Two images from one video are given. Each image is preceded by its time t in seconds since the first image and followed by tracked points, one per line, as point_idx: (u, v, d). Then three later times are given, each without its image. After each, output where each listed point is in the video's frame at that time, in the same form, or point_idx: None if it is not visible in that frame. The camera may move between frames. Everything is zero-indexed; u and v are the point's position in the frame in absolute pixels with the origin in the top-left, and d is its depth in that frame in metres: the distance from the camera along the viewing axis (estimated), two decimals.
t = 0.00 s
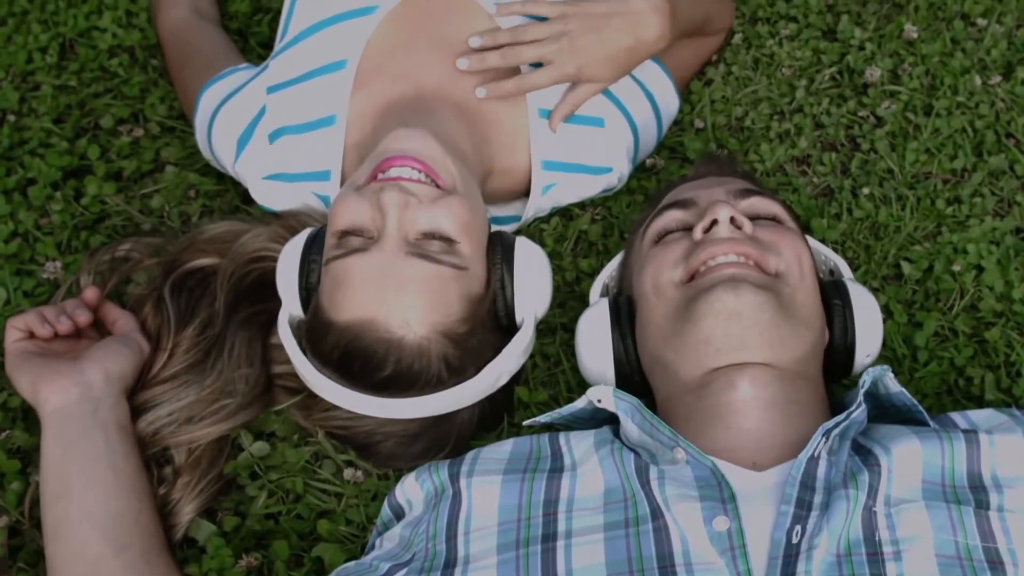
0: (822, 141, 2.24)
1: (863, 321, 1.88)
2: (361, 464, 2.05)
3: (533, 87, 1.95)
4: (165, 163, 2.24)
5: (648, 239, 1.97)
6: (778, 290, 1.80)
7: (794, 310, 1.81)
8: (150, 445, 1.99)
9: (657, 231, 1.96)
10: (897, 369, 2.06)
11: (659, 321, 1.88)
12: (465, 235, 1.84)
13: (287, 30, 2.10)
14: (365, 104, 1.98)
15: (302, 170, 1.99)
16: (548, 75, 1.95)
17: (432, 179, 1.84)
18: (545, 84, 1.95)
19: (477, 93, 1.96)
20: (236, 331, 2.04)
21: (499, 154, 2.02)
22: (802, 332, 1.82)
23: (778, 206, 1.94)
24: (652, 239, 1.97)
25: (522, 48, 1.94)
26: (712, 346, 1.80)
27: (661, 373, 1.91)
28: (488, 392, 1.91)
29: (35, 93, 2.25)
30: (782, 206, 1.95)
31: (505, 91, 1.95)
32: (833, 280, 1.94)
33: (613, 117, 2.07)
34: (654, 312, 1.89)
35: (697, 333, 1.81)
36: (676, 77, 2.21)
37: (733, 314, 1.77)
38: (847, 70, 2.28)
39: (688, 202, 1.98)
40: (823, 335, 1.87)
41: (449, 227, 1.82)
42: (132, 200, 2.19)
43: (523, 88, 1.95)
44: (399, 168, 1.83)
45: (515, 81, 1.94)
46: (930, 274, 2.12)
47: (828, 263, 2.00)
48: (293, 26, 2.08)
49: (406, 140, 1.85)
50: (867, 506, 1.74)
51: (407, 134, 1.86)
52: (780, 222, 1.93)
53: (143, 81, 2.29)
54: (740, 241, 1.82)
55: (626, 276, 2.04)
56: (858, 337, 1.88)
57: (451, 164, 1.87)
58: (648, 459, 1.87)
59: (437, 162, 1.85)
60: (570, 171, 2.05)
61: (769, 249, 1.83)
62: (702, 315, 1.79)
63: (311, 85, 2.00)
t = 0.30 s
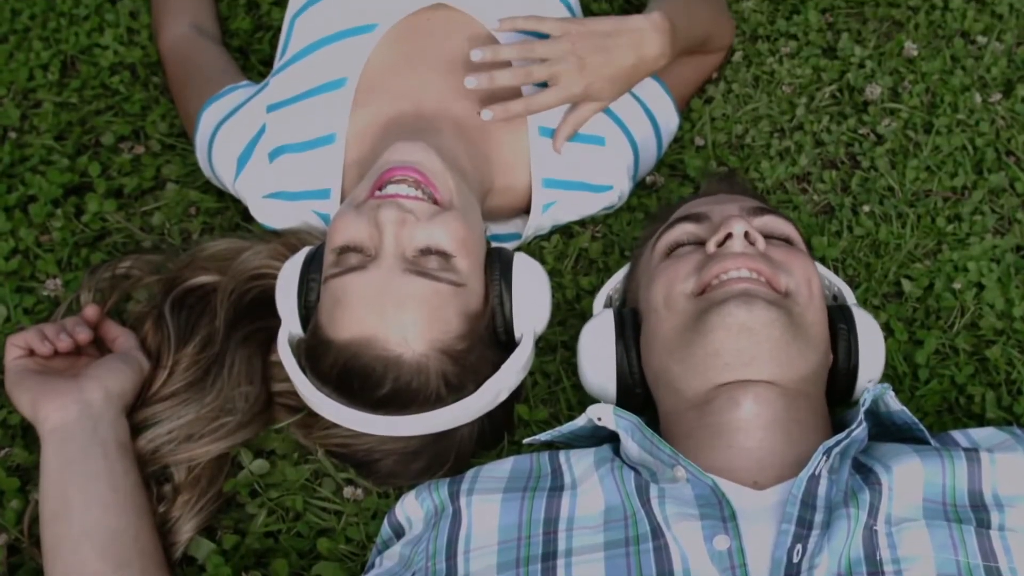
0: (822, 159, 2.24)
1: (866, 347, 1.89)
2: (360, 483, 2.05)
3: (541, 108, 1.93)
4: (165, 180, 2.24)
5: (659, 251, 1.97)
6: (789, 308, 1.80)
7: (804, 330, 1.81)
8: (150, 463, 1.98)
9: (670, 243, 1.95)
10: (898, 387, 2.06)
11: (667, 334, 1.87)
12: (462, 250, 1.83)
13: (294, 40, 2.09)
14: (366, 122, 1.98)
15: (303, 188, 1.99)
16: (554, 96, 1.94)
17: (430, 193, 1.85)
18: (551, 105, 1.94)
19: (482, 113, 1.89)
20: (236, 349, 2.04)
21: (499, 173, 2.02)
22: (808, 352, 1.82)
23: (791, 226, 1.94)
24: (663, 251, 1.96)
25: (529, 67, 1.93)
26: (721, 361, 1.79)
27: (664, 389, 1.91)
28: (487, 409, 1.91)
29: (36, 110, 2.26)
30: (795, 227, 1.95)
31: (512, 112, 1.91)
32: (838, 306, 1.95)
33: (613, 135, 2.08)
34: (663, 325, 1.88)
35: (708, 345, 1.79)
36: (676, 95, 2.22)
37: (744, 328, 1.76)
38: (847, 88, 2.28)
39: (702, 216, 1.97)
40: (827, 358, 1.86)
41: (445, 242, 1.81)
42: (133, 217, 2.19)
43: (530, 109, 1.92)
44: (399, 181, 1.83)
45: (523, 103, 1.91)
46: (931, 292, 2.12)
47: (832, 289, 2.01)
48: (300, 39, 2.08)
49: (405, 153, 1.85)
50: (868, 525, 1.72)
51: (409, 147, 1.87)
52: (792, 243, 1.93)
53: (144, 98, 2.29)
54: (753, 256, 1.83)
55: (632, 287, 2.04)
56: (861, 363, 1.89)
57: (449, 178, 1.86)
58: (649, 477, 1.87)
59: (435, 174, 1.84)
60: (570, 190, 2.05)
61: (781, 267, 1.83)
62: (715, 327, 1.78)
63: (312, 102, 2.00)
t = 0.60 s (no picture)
0: (822, 175, 2.24)
1: (866, 368, 1.88)
2: (360, 499, 2.06)
3: (538, 123, 1.93)
4: (166, 196, 2.24)
5: (656, 267, 1.97)
6: (785, 323, 1.80)
7: (801, 345, 1.81)
8: (148, 479, 1.98)
9: (666, 261, 1.95)
10: (898, 404, 2.06)
11: (665, 351, 1.86)
12: (471, 268, 1.83)
13: (296, 55, 2.09)
14: (366, 138, 1.98)
15: (303, 204, 1.99)
16: (550, 113, 1.94)
17: (436, 212, 1.84)
18: (547, 121, 1.94)
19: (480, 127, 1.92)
20: (236, 364, 2.03)
21: (500, 190, 2.02)
22: (806, 367, 1.82)
23: (786, 241, 1.94)
24: (660, 269, 1.96)
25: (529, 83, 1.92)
26: (719, 377, 1.79)
27: (664, 406, 1.90)
28: (494, 426, 1.90)
29: (36, 125, 2.26)
30: (791, 242, 1.95)
31: (508, 126, 1.92)
32: (837, 320, 1.94)
33: (613, 152, 2.08)
34: (661, 342, 1.88)
35: (705, 362, 1.79)
36: (676, 111, 2.22)
37: (741, 344, 1.76)
38: (847, 104, 2.28)
39: (698, 233, 1.97)
40: (825, 372, 1.86)
41: (454, 260, 1.81)
42: (132, 233, 2.20)
43: (528, 124, 1.93)
44: (405, 201, 1.82)
45: (520, 116, 1.92)
46: (931, 308, 2.13)
47: (831, 303, 2.01)
48: (301, 54, 2.08)
49: (409, 173, 1.85)
50: (868, 542, 1.72)
51: (415, 167, 1.86)
52: (788, 258, 1.93)
53: (144, 113, 2.29)
54: (749, 271, 1.83)
55: (630, 305, 2.04)
56: (859, 378, 1.89)
57: (455, 199, 1.86)
58: (648, 493, 1.86)
59: (441, 196, 1.84)
60: (570, 207, 2.05)
61: (777, 282, 1.83)
62: (710, 343, 1.78)
63: (312, 118, 2.00)
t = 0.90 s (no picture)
0: (822, 191, 2.25)
1: (869, 384, 1.87)
2: (359, 515, 2.07)
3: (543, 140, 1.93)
4: (166, 211, 2.24)
5: (647, 288, 1.96)
6: (776, 338, 1.78)
7: (793, 360, 1.79)
8: (147, 495, 1.97)
9: (656, 281, 1.95)
10: (899, 420, 2.07)
11: (660, 371, 1.86)
12: (465, 283, 1.82)
13: (295, 72, 2.10)
14: (366, 154, 1.98)
15: (303, 219, 1.99)
16: (555, 129, 1.94)
17: (432, 229, 1.83)
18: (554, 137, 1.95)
19: (483, 145, 1.90)
20: (235, 381, 2.03)
21: (500, 207, 2.02)
22: (801, 381, 1.80)
23: (777, 254, 1.93)
24: (651, 289, 1.96)
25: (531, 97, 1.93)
26: (712, 397, 1.78)
27: (661, 422, 1.89)
28: (491, 441, 1.90)
29: (37, 141, 2.26)
30: (782, 255, 1.94)
31: (514, 143, 1.90)
32: (833, 330, 1.93)
33: (615, 169, 2.08)
34: (655, 362, 1.88)
35: (698, 381, 1.78)
36: (676, 127, 2.22)
37: (732, 362, 1.75)
38: (847, 120, 2.28)
39: (688, 251, 1.97)
40: (822, 384, 1.84)
41: (449, 276, 1.80)
42: (133, 248, 2.20)
43: (534, 141, 1.92)
44: (399, 219, 1.82)
45: (525, 134, 1.91)
46: (931, 324, 2.13)
47: (827, 313, 1.99)
48: (302, 70, 2.09)
49: (406, 191, 1.85)
50: (869, 558, 1.71)
51: (411, 185, 1.86)
52: (778, 270, 1.92)
53: (145, 129, 2.30)
54: (737, 287, 1.82)
55: (625, 326, 2.03)
56: (859, 388, 1.87)
57: (452, 216, 1.86)
58: (648, 510, 1.86)
59: (437, 214, 1.84)
60: (570, 223, 2.04)
61: (768, 297, 1.82)
62: (701, 363, 1.77)
63: (312, 135, 2.00)
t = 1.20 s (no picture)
0: (822, 205, 2.25)
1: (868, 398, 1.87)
2: (357, 530, 2.08)
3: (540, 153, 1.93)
4: (167, 224, 2.25)
5: (648, 300, 1.96)
6: (776, 353, 1.78)
7: (793, 375, 1.79)
8: (147, 509, 1.97)
9: (657, 294, 1.94)
10: (900, 433, 2.07)
11: (659, 386, 1.86)
12: (454, 296, 1.81)
13: (297, 86, 2.10)
14: (366, 167, 1.98)
15: (303, 233, 1.99)
16: (551, 142, 1.94)
17: (423, 242, 1.82)
18: (551, 150, 1.95)
19: (481, 160, 1.94)
20: (236, 394, 2.02)
21: (500, 220, 2.01)
22: (802, 396, 1.80)
23: (778, 269, 1.92)
24: (652, 301, 1.95)
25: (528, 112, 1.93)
26: (712, 412, 1.78)
27: (661, 437, 1.89)
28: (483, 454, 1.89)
29: (38, 154, 2.27)
30: (783, 270, 1.93)
31: (509, 155, 1.92)
32: (834, 343, 1.93)
33: (616, 183, 2.08)
34: (655, 377, 1.87)
35: (697, 396, 1.78)
36: (677, 141, 2.22)
37: (731, 378, 1.75)
38: (847, 133, 2.28)
39: (688, 265, 1.96)
40: (822, 398, 1.84)
41: (438, 289, 1.79)
42: (133, 261, 2.20)
43: (529, 154, 1.93)
44: (389, 232, 1.81)
45: (521, 148, 1.92)
46: (932, 337, 2.13)
47: (828, 326, 1.99)
48: (301, 85, 2.09)
49: (399, 205, 1.83)
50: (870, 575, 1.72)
51: (402, 198, 1.85)
52: (779, 284, 1.91)
53: (146, 142, 2.30)
54: (737, 303, 1.81)
55: (626, 340, 2.03)
56: (859, 401, 1.86)
57: (443, 229, 1.84)
58: (649, 525, 1.85)
59: (428, 227, 1.82)
60: (570, 236, 2.04)
61: (767, 311, 1.81)
62: (700, 380, 1.77)
63: (311, 150, 2.00)
